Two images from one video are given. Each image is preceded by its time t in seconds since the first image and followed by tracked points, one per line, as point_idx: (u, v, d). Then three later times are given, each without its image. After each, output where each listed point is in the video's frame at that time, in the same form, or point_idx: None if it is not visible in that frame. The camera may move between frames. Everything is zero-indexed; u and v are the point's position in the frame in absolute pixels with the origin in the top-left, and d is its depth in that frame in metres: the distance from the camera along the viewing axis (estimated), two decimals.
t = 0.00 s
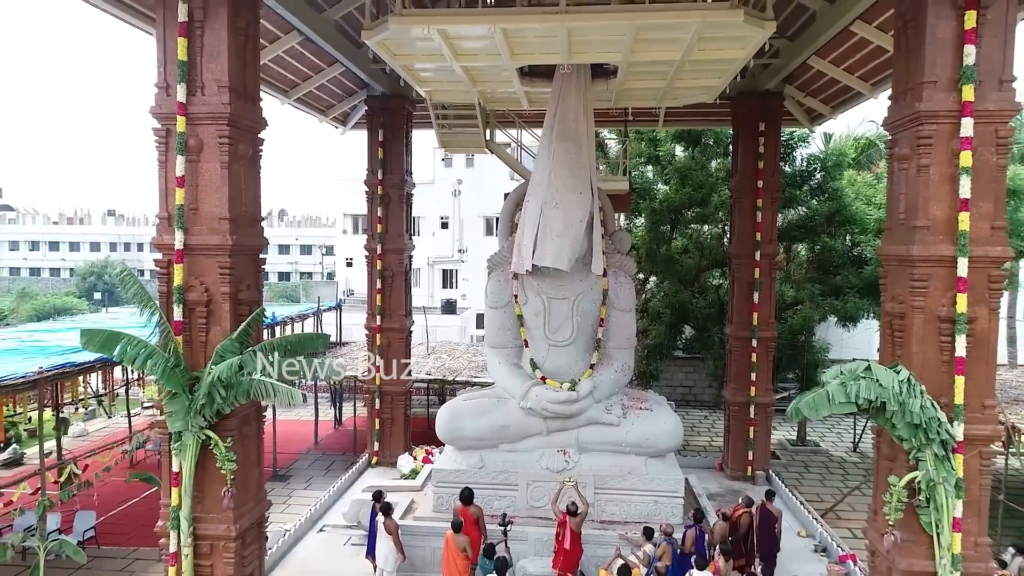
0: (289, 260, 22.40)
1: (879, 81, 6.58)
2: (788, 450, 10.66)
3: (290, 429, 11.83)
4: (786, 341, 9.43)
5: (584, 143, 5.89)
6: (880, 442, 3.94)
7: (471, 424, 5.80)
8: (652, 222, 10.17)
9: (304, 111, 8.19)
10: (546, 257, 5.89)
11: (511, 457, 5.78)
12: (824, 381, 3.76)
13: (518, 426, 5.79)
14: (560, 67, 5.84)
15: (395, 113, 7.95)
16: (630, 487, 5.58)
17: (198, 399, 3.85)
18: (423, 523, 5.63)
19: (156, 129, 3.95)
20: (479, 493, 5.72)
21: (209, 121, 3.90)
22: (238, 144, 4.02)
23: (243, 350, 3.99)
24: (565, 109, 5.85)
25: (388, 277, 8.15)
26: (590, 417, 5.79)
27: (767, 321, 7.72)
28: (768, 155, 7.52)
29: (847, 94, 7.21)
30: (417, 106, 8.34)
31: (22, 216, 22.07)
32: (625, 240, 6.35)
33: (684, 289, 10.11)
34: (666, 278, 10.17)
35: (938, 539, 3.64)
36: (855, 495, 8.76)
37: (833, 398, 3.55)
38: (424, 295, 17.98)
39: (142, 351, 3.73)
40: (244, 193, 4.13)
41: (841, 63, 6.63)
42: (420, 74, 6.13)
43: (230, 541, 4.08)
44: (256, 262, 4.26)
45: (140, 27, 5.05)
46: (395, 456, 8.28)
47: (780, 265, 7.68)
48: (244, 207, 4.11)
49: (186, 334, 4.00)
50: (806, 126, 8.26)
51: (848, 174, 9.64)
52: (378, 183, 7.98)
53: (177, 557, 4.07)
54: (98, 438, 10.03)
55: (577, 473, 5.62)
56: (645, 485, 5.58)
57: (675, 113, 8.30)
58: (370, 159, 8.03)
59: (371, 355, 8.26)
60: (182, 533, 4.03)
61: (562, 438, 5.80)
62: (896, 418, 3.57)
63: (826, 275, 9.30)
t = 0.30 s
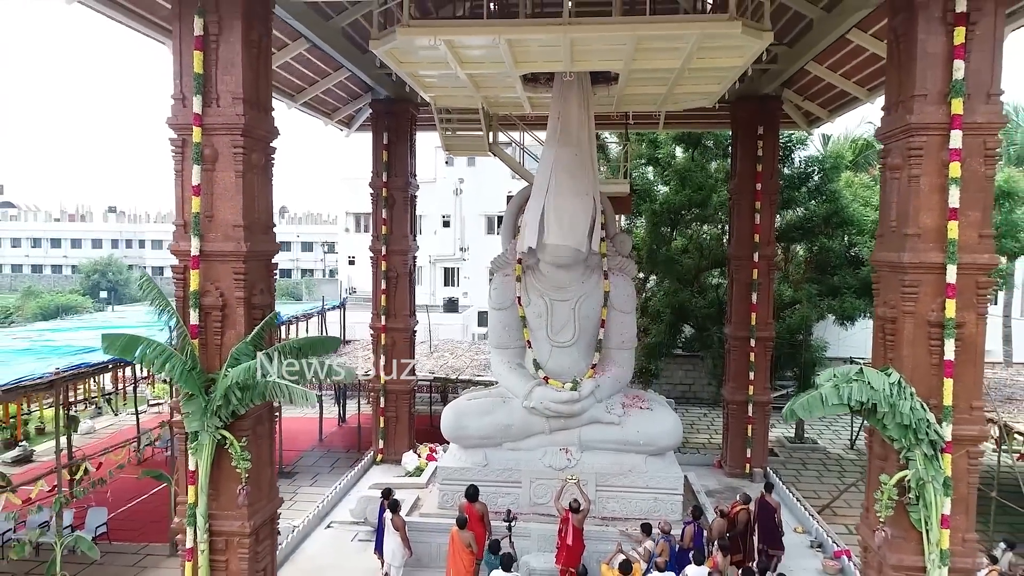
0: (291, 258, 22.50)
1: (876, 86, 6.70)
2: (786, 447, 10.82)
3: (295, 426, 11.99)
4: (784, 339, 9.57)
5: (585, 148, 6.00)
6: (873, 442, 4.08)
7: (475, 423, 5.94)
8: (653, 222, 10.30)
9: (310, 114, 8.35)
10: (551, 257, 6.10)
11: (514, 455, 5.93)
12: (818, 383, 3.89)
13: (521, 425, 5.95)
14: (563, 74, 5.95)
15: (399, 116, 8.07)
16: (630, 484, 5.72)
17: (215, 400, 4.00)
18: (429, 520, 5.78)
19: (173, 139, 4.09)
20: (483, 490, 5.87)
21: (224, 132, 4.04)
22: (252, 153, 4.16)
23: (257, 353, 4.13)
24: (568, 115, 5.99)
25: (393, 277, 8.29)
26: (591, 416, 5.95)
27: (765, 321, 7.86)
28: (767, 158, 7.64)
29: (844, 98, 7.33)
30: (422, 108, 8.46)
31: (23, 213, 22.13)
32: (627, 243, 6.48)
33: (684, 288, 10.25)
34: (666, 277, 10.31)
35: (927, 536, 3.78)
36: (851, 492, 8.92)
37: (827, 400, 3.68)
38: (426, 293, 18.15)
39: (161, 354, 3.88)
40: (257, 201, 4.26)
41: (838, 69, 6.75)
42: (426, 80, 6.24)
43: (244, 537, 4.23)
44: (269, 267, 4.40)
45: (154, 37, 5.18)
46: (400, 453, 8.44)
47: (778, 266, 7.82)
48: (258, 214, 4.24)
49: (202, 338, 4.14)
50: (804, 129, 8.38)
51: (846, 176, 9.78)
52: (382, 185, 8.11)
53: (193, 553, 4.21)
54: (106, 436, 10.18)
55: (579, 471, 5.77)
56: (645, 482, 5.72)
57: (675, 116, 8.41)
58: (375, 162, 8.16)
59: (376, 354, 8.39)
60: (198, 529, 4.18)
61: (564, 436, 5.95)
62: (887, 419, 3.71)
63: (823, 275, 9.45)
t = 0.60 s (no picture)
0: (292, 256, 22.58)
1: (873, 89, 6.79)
2: (784, 444, 10.93)
3: (298, 424, 12.11)
4: (783, 338, 9.68)
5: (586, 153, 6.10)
6: (866, 441, 4.18)
7: (478, 421, 6.05)
8: (653, 222, 10.41)
9: (315, 116, 8.45)
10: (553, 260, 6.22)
11: (516, 453, 6.04)
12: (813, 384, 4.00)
13: (523, 424, 6.06)
14: (564, 80, 6.05)
15: (403, 118, 8.17)
16: (630, 481, 5.84)
17: (226, 400, 4.11)
18: (433, 516, 5.90)
19: (185, 146, 4.19)
20: (486, 487, 5.98)
21: (234, 139, 4.14)
22: (261, 160, 4.27)
23: (266, 355, 4.24)
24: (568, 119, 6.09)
25: (396, 277, 8.38)
26: (591, 414, 6.06)
27: (763, 320, 7.96)
28: (765, 160, 7.73)
29: (842, 101, 7.42)
30: (424, 110, 8.55)
31: (25, 210, 22.19)
32: (627, 245, 6.61)
33: (684, 288, 10.37)
34: (666, 276, 10.42)
35: (918, 532, 3.89)
36: (848, 489, 9.03)
37: (822, 400, 3.79)
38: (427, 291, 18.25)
39: (174, 356, 3.99)
40: (266, 206, 4.36)
41: (835, 73, 6.84)
42: (429, 84, 6.34)
43: (254, 533, 4.34)
44: (277, 270, 4.50)
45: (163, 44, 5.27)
46: (403, 451, 8.55)
47: (776, 266, 7.92)
48: (266, 219, 4.34)
49: (213, 339, 4.25)
50: (802, 130, 8.47)
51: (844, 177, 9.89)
52: (386, 186, 8.20)
53: (205, 549, 4.32)
54: (111, 434, 10.29)
55: (580, 468, 5.88)
56: (645, 480, 5.83)
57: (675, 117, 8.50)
58: (378, 164, 8.25)
59: (379, 353, 8.49)
60: (210, 526, 4.29)
61: (565, 435, 6.06)
62: (880, 419, 3.82)
63: (821, 274, 9.56)
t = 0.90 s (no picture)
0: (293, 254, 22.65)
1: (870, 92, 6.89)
2: (782, 442, 11.06)
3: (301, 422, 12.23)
4: (781, 337, 9.80)
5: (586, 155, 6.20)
6: (860, 440, 4.30)
7: (481, 420, 6.16)
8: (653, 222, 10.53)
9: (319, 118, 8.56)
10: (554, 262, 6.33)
11: (519, 451, 6.15)
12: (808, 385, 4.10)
13: (526, 422, 6.17)
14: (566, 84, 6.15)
15: (406, 120, 8.26)
16: (630, 479, 5.95)
17: (237, 400, 4.22)
18: (437, 513, 6.02)
19: (196, 152, 4.29)
20: (489, 484, 6.10)
21: (244, 146, 4.25)
22: (271, 166, 4.37)
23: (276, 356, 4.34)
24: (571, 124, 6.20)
25: (399, 278, 8.48)
26: (592, 413, 6.17)
27: (761, 320, 8.07)
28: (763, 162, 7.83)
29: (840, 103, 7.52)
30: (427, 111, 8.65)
31: (25, 207, 22.22)
32: (626, 246, 6.75)
33: (684, 288, 10.53)
34: (665, 276, 10.55)
35: (910, 529, 4.01)
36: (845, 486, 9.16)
37: (817, 400, 3.90)
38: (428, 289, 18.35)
39: (187, 357, 4.09)
40: (275, 211, 4.46)
41: (833, 77, 6.94)
42: (433, 88, 6.43)
43: (264, 530, 4.45)
44: (286, 274, 4.61)
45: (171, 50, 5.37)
46: (407, 448, 8.67)
47: (775, 267, 8.01)
48: (276, 224, 4.45)
49: (224, 341, 4.36)
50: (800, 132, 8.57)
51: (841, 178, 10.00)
52: (389, 188, 8.30)
53: (216, 545, 4.43)
54: (117, 431, 10.39)
55: (581, 466, 6.00)
56: (645, 477, 5.95)
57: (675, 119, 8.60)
58: (381, 166, 8.35)
59: (383, 352, 8.60)
60: (221, 523, 4.40)
61: (566, 433, 6.17)
62: (873, 419, 3.93)
63: (819, 274, 9.69)
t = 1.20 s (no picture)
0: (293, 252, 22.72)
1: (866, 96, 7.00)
2: (780, 439, 11.19)
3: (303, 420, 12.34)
4: (778, 336, 9.92)
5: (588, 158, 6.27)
6: (854, 438, 4.41)
7: (483, 418, 6.27)
8: (652, 223, 10.64)
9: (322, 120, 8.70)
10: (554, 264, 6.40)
11: (520, 449, 6.27)
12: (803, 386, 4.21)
13: (527, 421, 6.28)
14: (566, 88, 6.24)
15: (408, 122, 8.36)
16: (629, 476, 6.07)
17: (246, 401, 4.32)
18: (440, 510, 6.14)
19: (205, 158, 4.38)
20: (491, 482, 6.21)
21: (253, 151, 4.34)
22: (279, 171, 4.47)
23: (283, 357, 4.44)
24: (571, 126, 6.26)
25: (401, 278, 8.58)
26: (592, 412, 6.28)
27: (758, 320, 8.19)
28: (761, 164, 7.94)
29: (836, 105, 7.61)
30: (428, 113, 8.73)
31: (27, 206, 22.28)
32: (625, 247, 6.88)
33: (683, 287, 10.67)
34: (664, 275, 10.67)
35: (901, 524, 4.13)
36: (841, 482, 9.28)
37: (811, 400, 4.01)
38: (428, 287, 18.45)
39: (198, 358, 4.20)
40: (282, 215, 4.56)
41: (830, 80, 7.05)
42: (435, 92, 6.52)
43: (273, 526, 4.57)
44: (292, 276, 4.71)
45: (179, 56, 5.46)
46: (409, 446, 8.78)
47: (772, 267, 8.11)
48: (283, 227, 4.55)
49: (233, 343, 4.47)
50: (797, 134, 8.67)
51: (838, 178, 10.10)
52: (391, 189, 8.40)
53: (225, 541, 4.54)
54: (121, 430, 10.49)
55: (580, 463, 6.11)
56: (644, 474, 6.06)
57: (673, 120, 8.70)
58: (383, 167, 8.45)
59: (385, 351, 8.71)
60: (230, 519, 4.51)
61: (566, 431, 6.29)
62: (865, 419, 4.05)
63: (815, 274, 9.80)
